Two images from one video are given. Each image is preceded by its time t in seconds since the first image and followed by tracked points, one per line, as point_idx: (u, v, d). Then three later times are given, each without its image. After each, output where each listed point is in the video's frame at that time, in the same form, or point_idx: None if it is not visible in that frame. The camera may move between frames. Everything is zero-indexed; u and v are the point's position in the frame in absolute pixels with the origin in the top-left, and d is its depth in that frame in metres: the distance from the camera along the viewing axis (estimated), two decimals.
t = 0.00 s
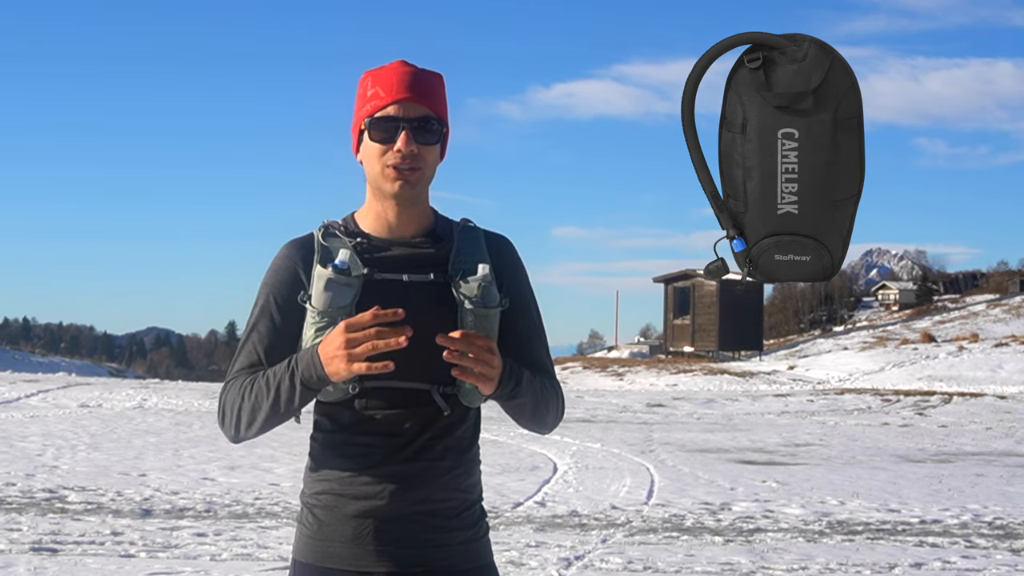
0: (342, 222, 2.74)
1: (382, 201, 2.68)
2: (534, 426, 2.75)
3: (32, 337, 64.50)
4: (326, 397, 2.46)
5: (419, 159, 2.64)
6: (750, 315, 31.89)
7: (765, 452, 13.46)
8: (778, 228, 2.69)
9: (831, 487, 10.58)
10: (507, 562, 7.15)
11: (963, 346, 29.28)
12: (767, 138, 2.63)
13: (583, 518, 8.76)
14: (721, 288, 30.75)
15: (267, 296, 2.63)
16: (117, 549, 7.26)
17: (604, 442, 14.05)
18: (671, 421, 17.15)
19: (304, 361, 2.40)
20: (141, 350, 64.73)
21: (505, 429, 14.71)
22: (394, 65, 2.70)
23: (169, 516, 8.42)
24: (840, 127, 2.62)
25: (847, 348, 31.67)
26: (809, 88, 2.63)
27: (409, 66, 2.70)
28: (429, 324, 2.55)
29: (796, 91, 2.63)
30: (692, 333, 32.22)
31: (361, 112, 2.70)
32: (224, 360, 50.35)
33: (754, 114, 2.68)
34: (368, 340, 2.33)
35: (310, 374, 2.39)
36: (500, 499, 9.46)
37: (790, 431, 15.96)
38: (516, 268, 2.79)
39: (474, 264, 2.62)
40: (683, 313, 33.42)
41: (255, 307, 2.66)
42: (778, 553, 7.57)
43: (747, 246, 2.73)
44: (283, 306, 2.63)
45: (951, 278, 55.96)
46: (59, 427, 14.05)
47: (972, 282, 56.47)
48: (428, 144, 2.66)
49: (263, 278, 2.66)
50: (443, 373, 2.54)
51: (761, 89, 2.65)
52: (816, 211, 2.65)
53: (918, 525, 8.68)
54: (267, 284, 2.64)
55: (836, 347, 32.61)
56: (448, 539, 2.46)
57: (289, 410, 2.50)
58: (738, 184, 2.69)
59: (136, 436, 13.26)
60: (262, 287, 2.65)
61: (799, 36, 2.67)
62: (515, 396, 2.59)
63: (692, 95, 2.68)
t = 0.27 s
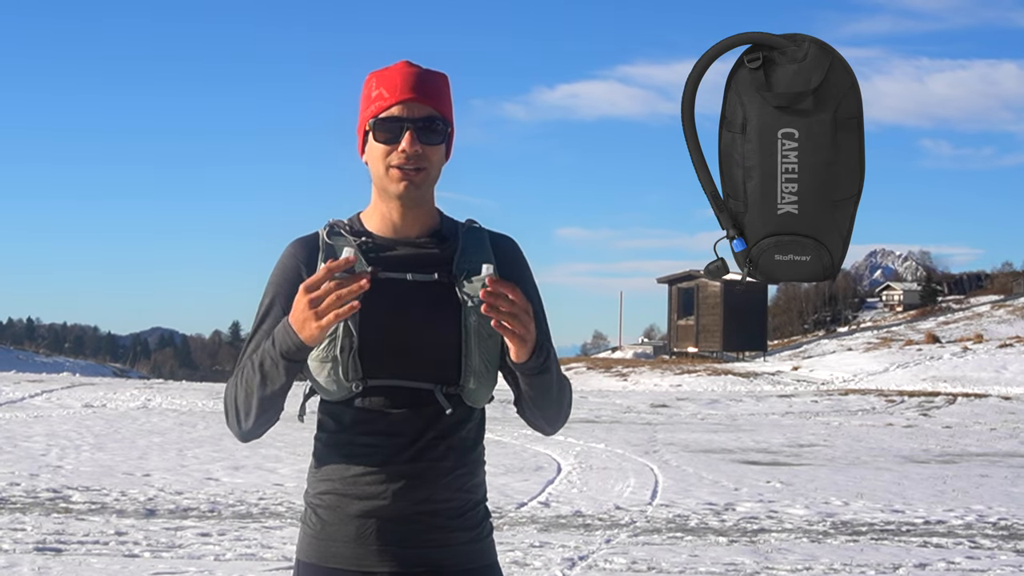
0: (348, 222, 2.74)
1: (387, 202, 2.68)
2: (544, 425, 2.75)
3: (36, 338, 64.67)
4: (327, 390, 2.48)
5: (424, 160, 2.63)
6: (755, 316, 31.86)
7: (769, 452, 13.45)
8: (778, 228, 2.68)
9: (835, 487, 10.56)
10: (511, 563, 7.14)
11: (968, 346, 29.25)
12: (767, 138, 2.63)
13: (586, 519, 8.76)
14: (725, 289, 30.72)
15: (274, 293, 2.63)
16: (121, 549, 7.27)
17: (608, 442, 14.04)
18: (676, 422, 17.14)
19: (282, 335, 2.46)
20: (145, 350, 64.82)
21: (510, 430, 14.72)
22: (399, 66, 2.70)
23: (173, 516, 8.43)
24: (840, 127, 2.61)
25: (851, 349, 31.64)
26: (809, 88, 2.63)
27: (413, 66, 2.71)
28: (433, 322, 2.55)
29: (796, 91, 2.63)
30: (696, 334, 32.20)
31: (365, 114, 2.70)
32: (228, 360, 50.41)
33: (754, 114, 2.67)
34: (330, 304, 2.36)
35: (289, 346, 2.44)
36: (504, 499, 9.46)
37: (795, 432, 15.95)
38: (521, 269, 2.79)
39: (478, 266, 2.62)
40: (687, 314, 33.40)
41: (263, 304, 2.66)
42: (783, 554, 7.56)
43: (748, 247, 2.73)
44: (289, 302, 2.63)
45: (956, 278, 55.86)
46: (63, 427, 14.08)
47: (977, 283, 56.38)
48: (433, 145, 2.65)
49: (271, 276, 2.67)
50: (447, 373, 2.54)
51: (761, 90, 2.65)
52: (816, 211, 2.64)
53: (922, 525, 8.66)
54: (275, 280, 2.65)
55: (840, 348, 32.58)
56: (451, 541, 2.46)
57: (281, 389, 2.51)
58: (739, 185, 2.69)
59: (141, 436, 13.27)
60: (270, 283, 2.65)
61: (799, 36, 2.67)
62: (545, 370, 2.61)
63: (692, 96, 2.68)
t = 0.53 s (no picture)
0: (352, 223, 2.74)
1: (391, 205, 2.68)
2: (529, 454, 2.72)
3: (38, 339, 64.76)
4: (331, 397, 2.48)
5: (428, 162, 2.63)
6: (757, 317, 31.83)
7: (771, 453, 13.43)
8: (778, 229, 2.68)
9: (838, 488, 10.54)
10: (514, 563, 7.14)
11: (971, 347, 29.21)
12: (767, 138, 2.62)
13: (589, 519, 8.75)
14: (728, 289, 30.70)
15: (280, 294, 2.64)
16: (124, 549, 7.28)
17: (611, 443, 14.03)
18: (678, 423, 17.13)
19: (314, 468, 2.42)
20: (148, 351, 64.86)
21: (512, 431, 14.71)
22: (403, 67, 2.69)
23: (177, 516, 8.44)
24: (841, 127, 2.61)
25: (854, 349, 31.63)
26: (809, 88, 2.63)
27: (418, 67, 2.70)
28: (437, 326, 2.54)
29: (796, 91, 2.62)
30: (699, 334, 32.18)
31: (370, 115, 2.70)
32: (231, 360, 50.44)
33: (754, 114, 2.67)
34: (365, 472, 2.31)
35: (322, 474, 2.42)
36: (506, 500, 9.46)
37: (798, 433, 15.93)
38: (523, 272, 2.77)
39: (483, 268, 2.61)
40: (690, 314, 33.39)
41: (268, 304, 2.66)
42: (786, 555, 7.55)
43: (748, 246, 2.72)
44: (295, 304, 2.62)
45: (959, 280, 55.77)
46: (66, 427, 14.11)
47: (980, 283, 56.31)
48: (438, 147, 2.65)
49: (275, 276, 2.66)
50: (451, 374, 2.54)
51: (761, 89, 2.64)
52: (816, 211, 2.64)
53: (926, 526, 8.64)
54: (279, 281, 2.65)
55: (843, 349, 32.54)
56: (455, 541, 2.45)
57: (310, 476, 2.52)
58: (739, 184, 2.68)
59: (144, 437, 13.29)
60: (275, 284, 2.65)
61: (799, 36, 2.67)
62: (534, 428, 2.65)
63: (692, 95, 2.68)
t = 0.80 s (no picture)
0: (354, 223, 2.75)
1: (392, 205, 2.68)
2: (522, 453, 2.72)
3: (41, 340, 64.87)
4: (331, 397, 2.49)
5: (429, 164, 2.64)
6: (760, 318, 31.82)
7: (774, 454, 13.41)
8: (778, 228, 2.68)
9: (840, 489, 10.54)
10: (516, 564, 7.14)
11: (974, 348, 29.17)
12: (767, 138, 2.63)
13: (591, 520, 8.75)
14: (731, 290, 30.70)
15: (282, 296, 2.64)
16: (127, 550, 7.29)
17: (613, 444, 14.03)
18: (681, 424, 17.13)
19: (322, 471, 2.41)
20: (151, 351, 64.93)
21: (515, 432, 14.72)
22: (405, 67, 2.69)
23: (180, 517, 8.46)
24: (840, 127, 2.61)
25: (857, 350, 31.60)
26: (809, 88, 2.63)
27: (420, 67, 2.69)
28: (438, 325, 2.54)
29: (796, 91, 2.63)
30: (701, 335, 32.16)
31: (371, 116, 2.70)
32: (234, 360, 50.50)
33: (754, 114, 2.67)
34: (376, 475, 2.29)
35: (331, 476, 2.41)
36: (509, 501, 9.46)
37: (800, 434, 15.93)
38: (526, 274, 2.78)
39: (484, 269, 2.62)
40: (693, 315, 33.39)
41: (270, 307, 2.66)
42: (788, 556, 7.55)
43: (748, 247, 2.72)
44: (297, 306, 2.62)
45: (962, 280, 55.72)
46: (69, 427, 14.13)
47: (983, 284, 56.26)
48: (438, 148, 2.66)
49: (276, 279, 2.67)
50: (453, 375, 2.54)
51: (761, 89, 2.65)
52: (817, 211, 2.64)
53: (928, 527, 8.64)
54: (281, 284, 2.65)
55: (845, 350, 32.50)
56: (456, 542, 2.46)
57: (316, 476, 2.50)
58: (739, 185, 2.69)
59: (147, 437, 13.31)
60: (276, 287, 2.65)
61: (799, 36, 2.67)
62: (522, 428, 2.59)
63: (692, 96, 2.68)
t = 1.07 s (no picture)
0: (354, 225, 2.75)
1: (394, 205, 2.68)
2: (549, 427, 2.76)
3: (43, 341, 64.93)
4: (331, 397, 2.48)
5: (430, 162, 2.64)
6: (762, 318, 31.82)
7: (775, 455, 13.40)
8: (778, 228, 2.68)
9: (842, 490, 10.52)
10: (518, 565, 7.14)
11: (976, 349, 29.13)
12: (767, 138, 2.63)
13: (593, 521, 8.75)
14: (732, 291, 30.69)
15: (281, 297, 2.64)
16: (128, 551, 7.30)
17: (615, 444, 14.03)
18: (683, 424, 17.13)
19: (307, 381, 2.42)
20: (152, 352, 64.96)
21: (517, 433, 14.72)
22: (405, 69, 2.69)
23: (181, 517, 8.46)
24: (840, 127, 2.61)
25: (859, 351, 31.59)
26: (809, 88, 2.63)
27: (420, 69, 2.70)
28: (439, 325, 2.54)
29: (796, 91, 2.63)
30: (703, 336, 32.14)
31: (372, 117, 2.70)
32: (235, 361, 50.51)
33: (754, 114, 2.68)
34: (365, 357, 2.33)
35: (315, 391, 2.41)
36: (510, 501, 9.46)
37: (802, 435, 15.93)
38: (528, 274, 2.78)
39: (485, 268, 2.62)
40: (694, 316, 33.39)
41: (268, 307, 2.67)
42: (789, 557, 7.54)
43: (748, 247, 2.73)
44: (296, 307, 2.63)
45: (964, 282, 55.70)
46: (71, 428, 14.14)
47: (984, 285, 56.25)
48: (439, 147, 2.67)
49: (276, 280, 2.67)
50: (454, 375, 2.54)
51: (761, 90, 2.65)
52: (817, 211, 2.64)
53: (930, 528, 8.63)
54: (280, 285, 2.65)
55: (847, 351, 32.47)
56: (459, 542, 2.46)
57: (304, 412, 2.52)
58: (738, 185, 2.69)
59: (149, 438, 13.32)
60: (275, 288, 2.66)
61: (799, 36, 2.67)
62: (528, 387, 2.57)
63: (692, 95, 2.68)
